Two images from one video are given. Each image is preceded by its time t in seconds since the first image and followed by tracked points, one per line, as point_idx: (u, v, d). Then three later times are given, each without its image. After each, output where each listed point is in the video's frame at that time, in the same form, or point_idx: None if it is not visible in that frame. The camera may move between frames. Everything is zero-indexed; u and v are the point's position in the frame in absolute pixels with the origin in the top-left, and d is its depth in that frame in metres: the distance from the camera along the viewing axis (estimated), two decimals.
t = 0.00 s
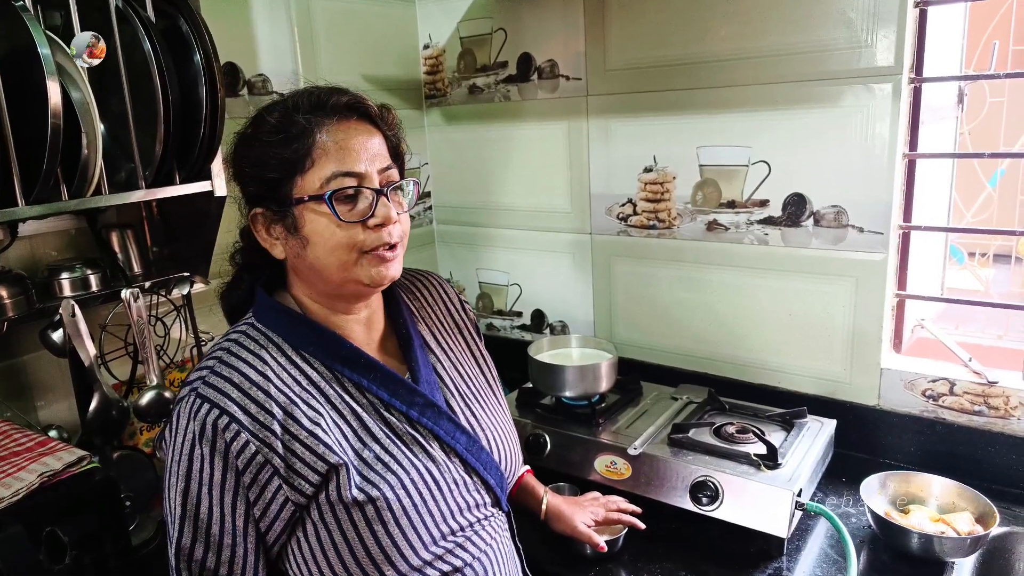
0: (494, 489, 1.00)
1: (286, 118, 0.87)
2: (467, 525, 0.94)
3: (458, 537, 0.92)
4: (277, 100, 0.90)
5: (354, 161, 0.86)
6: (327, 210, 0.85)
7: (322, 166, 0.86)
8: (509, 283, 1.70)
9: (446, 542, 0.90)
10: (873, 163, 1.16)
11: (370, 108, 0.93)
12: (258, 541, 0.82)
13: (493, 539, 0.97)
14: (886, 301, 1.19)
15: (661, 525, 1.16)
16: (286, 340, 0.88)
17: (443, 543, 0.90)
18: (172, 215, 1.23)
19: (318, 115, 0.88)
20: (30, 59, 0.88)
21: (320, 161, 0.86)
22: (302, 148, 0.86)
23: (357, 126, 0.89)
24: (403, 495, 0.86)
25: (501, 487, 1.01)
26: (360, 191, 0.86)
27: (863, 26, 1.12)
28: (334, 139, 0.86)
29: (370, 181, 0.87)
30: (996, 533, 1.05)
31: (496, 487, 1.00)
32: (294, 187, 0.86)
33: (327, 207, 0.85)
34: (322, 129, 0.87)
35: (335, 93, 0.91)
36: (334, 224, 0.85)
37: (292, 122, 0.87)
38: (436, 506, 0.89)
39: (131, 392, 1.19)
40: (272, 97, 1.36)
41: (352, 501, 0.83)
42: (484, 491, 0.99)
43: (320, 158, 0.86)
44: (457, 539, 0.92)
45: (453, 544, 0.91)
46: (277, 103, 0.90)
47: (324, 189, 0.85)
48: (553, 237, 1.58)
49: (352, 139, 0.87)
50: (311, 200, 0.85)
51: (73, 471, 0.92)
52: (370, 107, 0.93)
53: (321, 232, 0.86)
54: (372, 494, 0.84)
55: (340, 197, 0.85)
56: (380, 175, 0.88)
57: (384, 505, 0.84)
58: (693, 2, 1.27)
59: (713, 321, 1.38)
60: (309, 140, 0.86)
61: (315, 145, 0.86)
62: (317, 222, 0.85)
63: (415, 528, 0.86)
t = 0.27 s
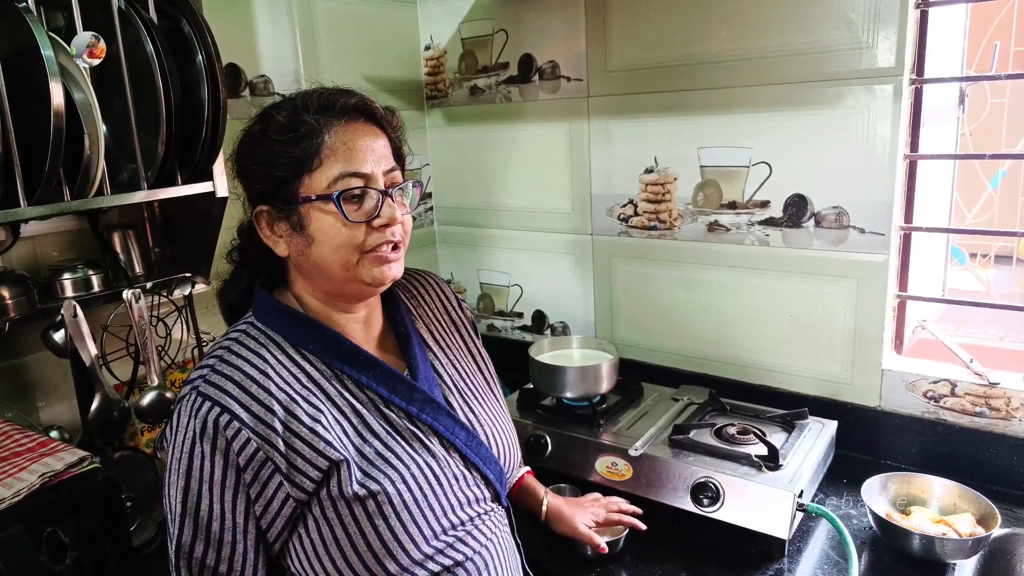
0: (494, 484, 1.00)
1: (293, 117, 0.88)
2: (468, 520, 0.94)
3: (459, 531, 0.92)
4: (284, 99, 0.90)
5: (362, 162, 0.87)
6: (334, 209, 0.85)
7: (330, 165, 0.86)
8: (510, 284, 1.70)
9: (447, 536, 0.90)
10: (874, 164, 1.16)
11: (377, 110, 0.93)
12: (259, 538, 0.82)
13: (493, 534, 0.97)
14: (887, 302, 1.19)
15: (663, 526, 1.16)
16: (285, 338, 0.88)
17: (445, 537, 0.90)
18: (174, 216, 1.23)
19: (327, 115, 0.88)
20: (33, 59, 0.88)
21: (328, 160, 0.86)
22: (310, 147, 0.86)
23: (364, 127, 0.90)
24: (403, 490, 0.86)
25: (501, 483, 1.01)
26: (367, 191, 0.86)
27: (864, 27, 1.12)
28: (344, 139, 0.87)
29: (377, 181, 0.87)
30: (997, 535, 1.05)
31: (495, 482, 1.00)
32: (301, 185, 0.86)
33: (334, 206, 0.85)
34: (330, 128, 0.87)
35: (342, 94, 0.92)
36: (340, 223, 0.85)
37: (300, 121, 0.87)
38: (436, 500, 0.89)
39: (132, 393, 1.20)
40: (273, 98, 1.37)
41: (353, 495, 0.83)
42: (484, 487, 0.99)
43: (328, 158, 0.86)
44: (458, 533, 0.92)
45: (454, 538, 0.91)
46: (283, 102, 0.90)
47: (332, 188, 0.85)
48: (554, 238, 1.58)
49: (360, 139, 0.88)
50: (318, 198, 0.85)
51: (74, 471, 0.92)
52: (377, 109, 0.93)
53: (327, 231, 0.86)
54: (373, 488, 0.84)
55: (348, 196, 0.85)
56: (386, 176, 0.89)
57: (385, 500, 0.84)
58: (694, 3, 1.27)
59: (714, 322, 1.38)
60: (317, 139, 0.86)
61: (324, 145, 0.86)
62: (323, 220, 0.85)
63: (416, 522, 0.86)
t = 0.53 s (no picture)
0: (492, 481, 1.00)
1: (293, 116, 0.88)
2: (466, 517, 0.94)
3: (457, 528, 0.92)
4: (283, 98, 0.90)
5: (360, 161, 0.87)
6: (331, 208, 0.85)
7: (329, 165, 0.86)
8: (512, 284, 1.70)
9: (445, 533, 0.90)
10: (876, 165, 1.15)
11: (375, 111, 0.94)
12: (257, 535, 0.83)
13: (492, 530, 0.97)
14: (889, 303, 1.19)
15: (664, 527, 1.16)
16: (282, 337, 0.88)
17: (442, 534, 0.90)
18: (176, 217, 1.23)
19: (326, 115, 0.89)
20: (36, 61, 0.89)
21: (327, 159, 0.86)
22: (309, 146, 0.86)
23: (363, 128, 0.90)
24: (400, 487, 0.86)
25: (499, 480, 1.01)
26: (365, 191, 0.86)
27: (865, 28, 1.12)
28: (343, 139, 0.87)
29: (375, 182, 0.87)
30: (1000, 536, 1.05)
31: (494, 479, 1.00)
32: (299, 184, 0.86)
33: (332, 205, 0.85)
34: (330, 128, 0.87)
35: (341, 95, 0.92)
36: (338, 222, 0.85)
37: (299, 121, 0.87)
38: (434, 497, 0.89)
39: (135, 394, 1.20)
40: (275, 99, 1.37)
41: (349, 493, 0.83)
42: (482, 484, 0.99)
43: (327, 157, 0.86)
44: (456, 530, 0.92)
45: (452, 535, 0.91)
46: (283, 102, 0.90)
47: (330, 187, 0.85)
48: (556, 239, 1.58)
49: (359, 140, 0.88)
50: (316, 197, 0.85)
51: (76, 472, 0.92)
52: (375, 111, 0.94)
53: (324, 229, 0.86)
54: (369, 485, 0.84)
55: (346, 195, 0.85)
56: (384, 177, 0.89)
57: (382, 497, 0.85)
58: (696, 4, 1.27)
59: (715, 323, 1.38)
60: (316, 138, 0.86)
61: (323, 144, 0.86)
62: (320, 219, 0.85)
63: (413, 519, 0.86)
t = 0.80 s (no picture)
0: (487, 484, 1.00)
1: (270, 119, 0.88)
2: (460, 520, 0.93)
3: (452, 532, 0.92)
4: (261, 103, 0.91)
5: (337, 161, 0.87)
6: (309, 209, 0.85)
7: (305, 166, 0.86)
8: (509, 286, 1.69)
9: (440, 537, 0.90)
10: (873, 167, 1.16)
11: (354, 110, 0.93)
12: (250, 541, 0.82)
13: (487, 533, 0.96)
14: (886, 305, 1.19)
15: (662, 529, 1.16)
16: (276, 340, 0.88)
17: (437, 538, 0.90)
18: (172, 220, 1.23)
19: (301, 116, 0.88)
20: (31, 63, 0.88)
21: (303, 161, 0.86)
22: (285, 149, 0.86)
23: (339, 127, 0.90)
24: (394, 491, 0.86)
25: (494, 483, 1.01)
26: (342, 190, 0.86)
27: (862, 30, 1.12)
28: (318, 139, 0.87)
29: (352, 180, 0.87)
30: (997, 537, 1.05)
31: (489, 482, 1.00)
32: (278, 187, 0.86)
33: (309, 206, 0.85)
34: (305, 129, 0.87)
35: (317, 95, 0.92)
36: (316, 222, 0.85)
37: (274, 123, 0.87)
38: (429, 500, 0.89)
39: (131, 397, 1.19)
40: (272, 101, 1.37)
41: (343, 497, 0.83)
42: (477, 487, 0.98)
43: (303, 158, 0.86)
44: (451, 533, 0.91)
45: (447, 539, 0.91)
46: (261, 106, 0.90)
47: (307, 188, 0.85)
48: (553, 241, 1.58)
49: (334, 139, 0.88)
50: (294, 199, 0.85)
51: (72, 476, 0.92)
52: (352, 109, 0.93)
53: (303, 230, 0.85)
54: (363, 489, 0.84)
55: (323, 196, 0.85)
56: (362, 175, 0.88)
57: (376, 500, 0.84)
58: (693, 6, 1.27)
59: (713, 325, 1.38)
60: (291, 140, 0.86)
61: (298, 145, 0.86)
62: (299, 220, 0.85)
63: (407, 523, 0.86)
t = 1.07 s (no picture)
0: (483, 492, 0.99)
1: (224, 132, 0.90)
2: (455, 529, 0.93)
3: (446, 540, 0.91)
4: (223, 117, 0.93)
5: (289, 163, 0.87)
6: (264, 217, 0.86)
7: (255, 175, 0.87)
8: (506, 288, 1.69)
9: (434, 546, 0.90)
10: (870, 169, 1.16)
11: (310, 107, 0.92)
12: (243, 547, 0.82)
13: (482, 540, 0.96)
14: (883, 306, 1.19)
15: (660, 530, 1.16)
16: (274, 344, 0.88)
17: (431, 547, 0.89)
18: (169, 222, 1.22)
19: (252, 122, 0.89)
20: (27, 65, 0.88)
21: (253, 171, 0.88)
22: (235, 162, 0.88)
23: (290, 127, 0.89)
24: (389, 499, 0.85)
25: (491, 490, 1.01)
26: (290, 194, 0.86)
27: (858, 33, 1.12)
28: (267, 144, 0.87)
29: (303, 182, 0.87)
30: (994, 539, 1.05)
31: (485, 490, 0.99)
32: (239, 201, 0.89)
33: (263, 215, 0.86)
34: (252, 137, 0.88)
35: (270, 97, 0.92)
36: (272, 229, 0.86)
37: (229, 135, 0.90)
38: (424, 509, 0.89)
39: (127, 399, 1.19)
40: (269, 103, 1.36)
41: (337, 505, 0.82)
42: (473, 494, 0.98)
43: (254, 168, 0.87)
44: (445, 542, 0.91)
45: (441, 547, 0.90)
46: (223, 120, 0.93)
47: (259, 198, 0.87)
48: (550, 243, 1.58)
49: (279, 142, 0.88)
50: (249, 210, 0.87)
51: (68, 479, 0.90)
52: (306, 105, 0.92)
53: (264, 238, 0.87)
54: (357, 497, 0.84)
55: (273, 203, 0.86)
56: (316, 174, 0.88)
57: (370, 509, 0.84)
58: (689, 9, 1.27)
59: (710, 326, 1.38)
60: (245, 150, 0.88)
61: (251, 154, 0.88)
62: (259, 229, 0.87)
63: (401, 532, 0.86)
